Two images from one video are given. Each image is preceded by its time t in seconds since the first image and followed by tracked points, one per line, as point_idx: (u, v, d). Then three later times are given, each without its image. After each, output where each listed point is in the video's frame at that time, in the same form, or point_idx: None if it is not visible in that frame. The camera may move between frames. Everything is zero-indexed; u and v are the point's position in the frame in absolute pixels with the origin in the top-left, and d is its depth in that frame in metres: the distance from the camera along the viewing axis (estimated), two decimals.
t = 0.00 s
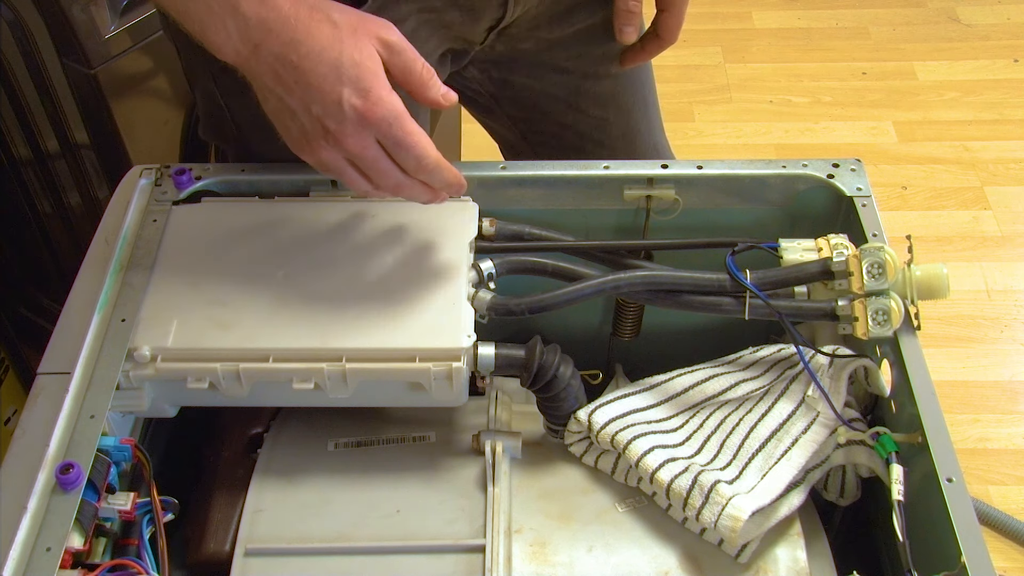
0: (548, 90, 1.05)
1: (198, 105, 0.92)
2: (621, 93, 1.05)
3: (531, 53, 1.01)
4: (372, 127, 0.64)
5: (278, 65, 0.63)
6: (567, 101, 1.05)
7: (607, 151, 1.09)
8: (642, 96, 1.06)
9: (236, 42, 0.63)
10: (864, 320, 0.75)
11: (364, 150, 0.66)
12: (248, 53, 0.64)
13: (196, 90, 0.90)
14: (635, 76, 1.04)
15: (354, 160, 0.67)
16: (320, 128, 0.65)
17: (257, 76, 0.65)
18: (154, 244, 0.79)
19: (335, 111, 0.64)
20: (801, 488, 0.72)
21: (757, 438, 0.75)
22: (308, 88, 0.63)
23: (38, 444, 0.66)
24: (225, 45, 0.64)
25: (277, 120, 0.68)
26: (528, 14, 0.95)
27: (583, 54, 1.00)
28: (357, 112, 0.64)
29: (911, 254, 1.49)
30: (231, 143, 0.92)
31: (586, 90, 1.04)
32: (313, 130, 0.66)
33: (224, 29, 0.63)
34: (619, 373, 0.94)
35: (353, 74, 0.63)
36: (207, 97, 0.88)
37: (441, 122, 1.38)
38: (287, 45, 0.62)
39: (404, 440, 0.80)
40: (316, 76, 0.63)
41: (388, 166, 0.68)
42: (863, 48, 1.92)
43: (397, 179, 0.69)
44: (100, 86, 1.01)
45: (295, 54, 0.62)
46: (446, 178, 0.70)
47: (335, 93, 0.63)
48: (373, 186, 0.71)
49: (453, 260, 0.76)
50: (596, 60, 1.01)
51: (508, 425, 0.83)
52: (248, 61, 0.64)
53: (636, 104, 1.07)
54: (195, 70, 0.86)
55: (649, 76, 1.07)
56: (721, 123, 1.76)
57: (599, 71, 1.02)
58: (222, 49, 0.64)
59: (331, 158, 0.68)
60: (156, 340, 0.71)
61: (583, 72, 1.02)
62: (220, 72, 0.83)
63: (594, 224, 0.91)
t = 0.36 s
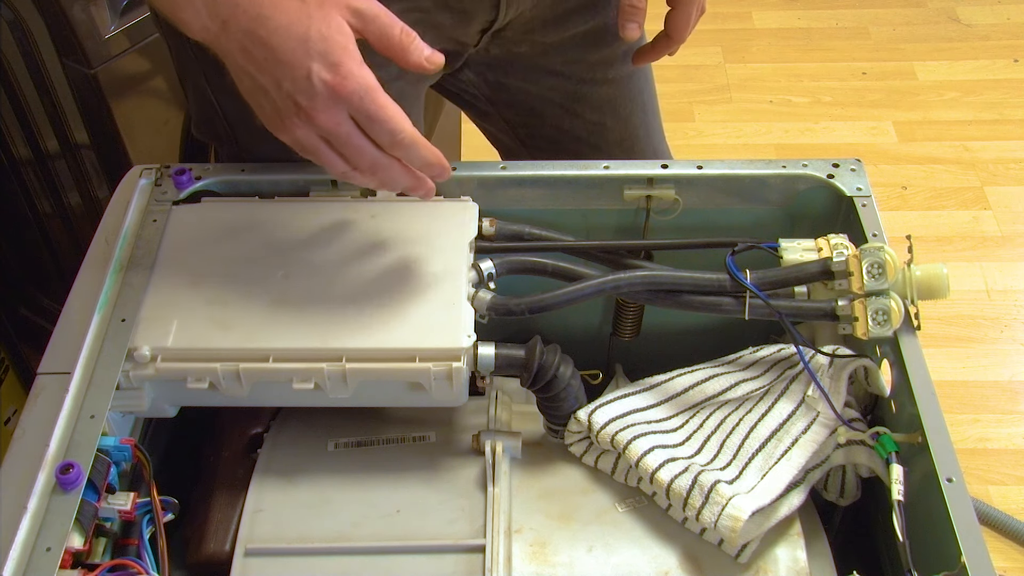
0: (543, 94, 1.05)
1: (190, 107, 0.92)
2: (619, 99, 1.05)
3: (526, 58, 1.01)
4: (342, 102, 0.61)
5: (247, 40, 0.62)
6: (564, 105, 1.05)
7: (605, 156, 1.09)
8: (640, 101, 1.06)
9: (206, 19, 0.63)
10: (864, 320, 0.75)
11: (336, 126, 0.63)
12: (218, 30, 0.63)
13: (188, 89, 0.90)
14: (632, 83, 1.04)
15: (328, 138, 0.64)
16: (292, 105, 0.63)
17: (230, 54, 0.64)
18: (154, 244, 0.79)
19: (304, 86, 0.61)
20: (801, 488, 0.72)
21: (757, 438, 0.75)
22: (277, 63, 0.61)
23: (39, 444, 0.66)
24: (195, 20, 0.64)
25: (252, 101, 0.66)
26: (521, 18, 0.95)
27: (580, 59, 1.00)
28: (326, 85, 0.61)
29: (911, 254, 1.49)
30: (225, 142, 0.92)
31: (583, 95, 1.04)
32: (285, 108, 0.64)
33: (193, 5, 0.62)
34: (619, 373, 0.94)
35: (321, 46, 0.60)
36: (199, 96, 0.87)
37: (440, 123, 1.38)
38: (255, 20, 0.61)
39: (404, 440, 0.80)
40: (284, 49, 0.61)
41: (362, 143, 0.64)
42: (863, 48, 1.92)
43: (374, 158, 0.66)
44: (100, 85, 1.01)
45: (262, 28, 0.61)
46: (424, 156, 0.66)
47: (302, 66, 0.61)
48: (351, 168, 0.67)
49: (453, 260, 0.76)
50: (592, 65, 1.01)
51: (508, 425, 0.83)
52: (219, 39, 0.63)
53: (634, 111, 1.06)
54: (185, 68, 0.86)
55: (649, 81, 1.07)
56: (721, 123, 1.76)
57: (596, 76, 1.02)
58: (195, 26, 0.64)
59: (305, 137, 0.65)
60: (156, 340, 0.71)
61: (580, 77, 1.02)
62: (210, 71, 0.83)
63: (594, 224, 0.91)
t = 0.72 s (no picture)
0: (537, 96, 1.04)
1: (183, 105, 0.92)
2: (613, 99, 1.05)
3: (519, 58, 1.00)
4: (347, 100, 0.61)
5: (250, 40, 0.61)
6: (558, 107, 1.05)
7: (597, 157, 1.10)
8: (633, 102, 1.06)
9: (209, 21, 0.62)
10: (864, 320, 0.75)
11: (341, 125, 0.63)
12: (220, 31, 0.62)
13: (180, 87, 0.89)
14: (626, 83, 1.04)
15: (333, 137, 0.64)
16: (296, 105, 0.63)
17: (231, 56, 0.63)
18: (154, 244, 0.79)
19: (308, 85, 0.61)
20: (801, 488, 0.72)
21: (757, 438, 0.75)
22: (281, 62, 0.61)
23: (39, 444, 0.66)
24: (197, 23, 0.63)
25: (254, 103, 0.66)
26: (514, 17, 0.95)
27: (573, 60, 1.00)
28: (331, 84, 0.61)
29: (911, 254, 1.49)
30: (219, 142, 0.92)
31: (577, 96, 1.04)
32: (288, 109, 0.63)
33: (196, 8, 0.61)
34: (619, 373, 0.94)
35: (325, 44, 0.60)
36: (194, 95, 0.87)
37: (440, 123, 1.38)
38: (258, 19, 0.60)
39: (405, 440, 0.80)
40: (288, 48, 0.60)
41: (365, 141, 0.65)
42: (863, 48, 1.92)
43: (377, 157, 0.66)
44: (100, 86, 1.01)
45: (265, 29, 0.60)
46: (428, 155, 0.67)
47: (307, 65, 0.60)
48: (354, 168, 0.68)
49: (453, 260, 0.76)
50: (586, 66, 1.01)
51: (508, 425, 0.83)
52: (221, 41, 0.63)
53: (628, 111, 1.07)
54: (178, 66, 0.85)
55: (643, 81, 1.07)
56: (720, 123, 1.76)
57: (590, 77, 1.02)
58: (196, 29, 0.63)
59: (308, 138, 0.65)
60: (156, 340, 0.71)
61: (574, 78, 1.02)
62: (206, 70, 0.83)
63: (594, 224, 0.91)
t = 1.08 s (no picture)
0: (534, 97, 1.04)
1: (181, 107, 0.92)
2: (610, 101, 1.05)
3: (516, 60, 1.01)
4: (333, 97, 0.61)
5: (239, 35, 0.62)
6: (555, 108, 1.05)
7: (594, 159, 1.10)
8: (631, 104, 1.06)
9: (199, 18, 0.63)
10: (864, 320, 0.75)
11: (327, 123, 0.62)
12: (211, 27, 0.63)
13: (176, 88, 0.89)
14: (624, 85, 1.04)
15: (320, 136, 0.64)
16: (285, 101, 0.63)
17: (224, 52, 0.64)
18: (154, 244, 0.79)
19: (294, 80, 0.61)
20: (801, 489, 0.72)
21: (758, 438, 0.75)
22: (269, 58, 0.61)
23: (39, 444, 0.66)
24: (189, 20, 0.64)
25: (248, 99, 0.66)
26: (511, 18, 0.95)
27: (570, 62, 1.00)
28: (317, 80, 0.61)
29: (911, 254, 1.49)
30: (215, 143, 0.92)
31: (574, 98, 1.04)
32: (277, 104, 0.63)
33: (186, 5, 0.62)
34: (619, 373, 0.94)
35: (311, 41, 0.60)
36: (191, 96, 0.87)
37: (440, 123, 1.38)
38: (246, 16, 0.61)
39: (405, 440, 0.80)
40: (276, 43, 0.61)
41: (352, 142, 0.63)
42: (863, 48, 1.92)
43: (366, 158, 0.64)
44: (100, 86, 1.00)
45: (253, 24, 0.61)
46: (419, 159, 0.64)
47: (293, 61, 0.60)
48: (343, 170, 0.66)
49: (452, 260, 0.76)
50: (583, 68, 1.01)
51: (508, 425, 0.83)
52: (213, 37, 0.63)
53: (626, 113, 1.06)
54: (174, 67, 0.85)
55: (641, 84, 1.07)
56: (721, 123, 1.76)
57: (587, 79, 1.02)
58: (188, 26, 0.64)
59: (297, 135, 0.64)
60: (156, 340, 0.71)
61: (571, 79, 1.02)
62: (202, 70, 0.83)
63: (594, 224, 0.91)
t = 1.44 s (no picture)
0: (535, 98, 1.05)
1: (181, 107, 0.92)
2: (610, 102, 1.04)
3: (516, 61, 1.01)
4: (336, 96, 0.61)
5: (242, 36, 0.62)
6: (555, 109, 1.05)
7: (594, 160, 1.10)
8: (631, 105, 1.06)
9: (202, 20, 0.63)
10: (864, 320, 0.75)
11: (331, 122, 0.62)
12: (214, 28, 0.63)
13: (176, 88, 0.89)
14: (625, 86, 1.04)
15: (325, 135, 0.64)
16: (288, 101, 0.63)
17: (227, 53, 0.64)
18: (154, 244, 0.79)
19: (297, 80, 0.61)
20: (801, 488, 0.72)
21: (758, 438, 0.75)
22: (272, 58, 0.61)
23: (39, 444, 0.66)
24: (192, 22, 0.63)
25: (253, 99, 0.66)
26: (511, 19, 0.95)
27: (570, 63, 1.00)
28: (320, 80, 0.61)
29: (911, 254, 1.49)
30: (215, 143, 0.92)
31: (573, 99, 1.04)
32: (281, 104, 0.63)
33: (189, 6, 0.62)
34: (619, 373, 0.94)
35: (313, 40, 0.60)
36: (190, 97, 0.87)
37: (440, 123, 1.38)
38: (249, 17, 0.61)
39: (405, 440, 0.80)
40: (278, 43, 0.61)
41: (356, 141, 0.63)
42: (862, 48, 1.92)
43: (369, 158, 0.64)
44: (100, 86, 1.00)
45: (256, 25, 0.61)
46: (422, 157, 0.64)
47: (296, 60, 0.60)
48: (349, 170, 0.66)
49: (453, 260, 0.76)
50: (583, 69, 1.01)
51: (508, 425, 0.83)
52: (217, 38, 0.64)
53: (626, 115, 1.06)
54: (173, 67, 0.85)
55: (642, 85, 1.07)
56: (721, 123, 1.76)
57: (586, 81, 1.02)
58: (191, 28, 0.64)
59: (302, 134, 0.64)
60: (156, 340, 0.71)
61: (571, 80, 1.02)
62: (202, 71, 0.83)
63: (594, 224, 0.91)
